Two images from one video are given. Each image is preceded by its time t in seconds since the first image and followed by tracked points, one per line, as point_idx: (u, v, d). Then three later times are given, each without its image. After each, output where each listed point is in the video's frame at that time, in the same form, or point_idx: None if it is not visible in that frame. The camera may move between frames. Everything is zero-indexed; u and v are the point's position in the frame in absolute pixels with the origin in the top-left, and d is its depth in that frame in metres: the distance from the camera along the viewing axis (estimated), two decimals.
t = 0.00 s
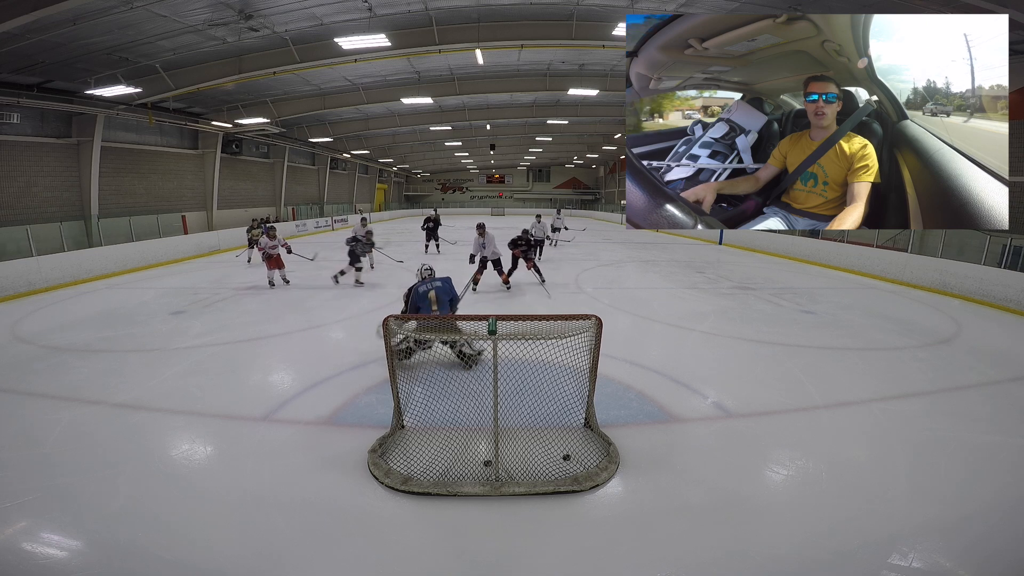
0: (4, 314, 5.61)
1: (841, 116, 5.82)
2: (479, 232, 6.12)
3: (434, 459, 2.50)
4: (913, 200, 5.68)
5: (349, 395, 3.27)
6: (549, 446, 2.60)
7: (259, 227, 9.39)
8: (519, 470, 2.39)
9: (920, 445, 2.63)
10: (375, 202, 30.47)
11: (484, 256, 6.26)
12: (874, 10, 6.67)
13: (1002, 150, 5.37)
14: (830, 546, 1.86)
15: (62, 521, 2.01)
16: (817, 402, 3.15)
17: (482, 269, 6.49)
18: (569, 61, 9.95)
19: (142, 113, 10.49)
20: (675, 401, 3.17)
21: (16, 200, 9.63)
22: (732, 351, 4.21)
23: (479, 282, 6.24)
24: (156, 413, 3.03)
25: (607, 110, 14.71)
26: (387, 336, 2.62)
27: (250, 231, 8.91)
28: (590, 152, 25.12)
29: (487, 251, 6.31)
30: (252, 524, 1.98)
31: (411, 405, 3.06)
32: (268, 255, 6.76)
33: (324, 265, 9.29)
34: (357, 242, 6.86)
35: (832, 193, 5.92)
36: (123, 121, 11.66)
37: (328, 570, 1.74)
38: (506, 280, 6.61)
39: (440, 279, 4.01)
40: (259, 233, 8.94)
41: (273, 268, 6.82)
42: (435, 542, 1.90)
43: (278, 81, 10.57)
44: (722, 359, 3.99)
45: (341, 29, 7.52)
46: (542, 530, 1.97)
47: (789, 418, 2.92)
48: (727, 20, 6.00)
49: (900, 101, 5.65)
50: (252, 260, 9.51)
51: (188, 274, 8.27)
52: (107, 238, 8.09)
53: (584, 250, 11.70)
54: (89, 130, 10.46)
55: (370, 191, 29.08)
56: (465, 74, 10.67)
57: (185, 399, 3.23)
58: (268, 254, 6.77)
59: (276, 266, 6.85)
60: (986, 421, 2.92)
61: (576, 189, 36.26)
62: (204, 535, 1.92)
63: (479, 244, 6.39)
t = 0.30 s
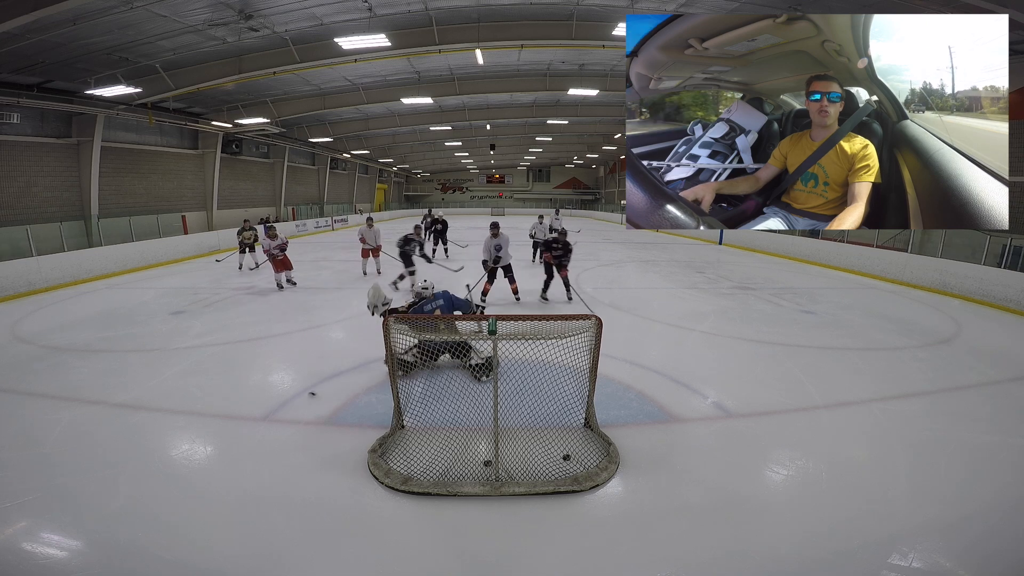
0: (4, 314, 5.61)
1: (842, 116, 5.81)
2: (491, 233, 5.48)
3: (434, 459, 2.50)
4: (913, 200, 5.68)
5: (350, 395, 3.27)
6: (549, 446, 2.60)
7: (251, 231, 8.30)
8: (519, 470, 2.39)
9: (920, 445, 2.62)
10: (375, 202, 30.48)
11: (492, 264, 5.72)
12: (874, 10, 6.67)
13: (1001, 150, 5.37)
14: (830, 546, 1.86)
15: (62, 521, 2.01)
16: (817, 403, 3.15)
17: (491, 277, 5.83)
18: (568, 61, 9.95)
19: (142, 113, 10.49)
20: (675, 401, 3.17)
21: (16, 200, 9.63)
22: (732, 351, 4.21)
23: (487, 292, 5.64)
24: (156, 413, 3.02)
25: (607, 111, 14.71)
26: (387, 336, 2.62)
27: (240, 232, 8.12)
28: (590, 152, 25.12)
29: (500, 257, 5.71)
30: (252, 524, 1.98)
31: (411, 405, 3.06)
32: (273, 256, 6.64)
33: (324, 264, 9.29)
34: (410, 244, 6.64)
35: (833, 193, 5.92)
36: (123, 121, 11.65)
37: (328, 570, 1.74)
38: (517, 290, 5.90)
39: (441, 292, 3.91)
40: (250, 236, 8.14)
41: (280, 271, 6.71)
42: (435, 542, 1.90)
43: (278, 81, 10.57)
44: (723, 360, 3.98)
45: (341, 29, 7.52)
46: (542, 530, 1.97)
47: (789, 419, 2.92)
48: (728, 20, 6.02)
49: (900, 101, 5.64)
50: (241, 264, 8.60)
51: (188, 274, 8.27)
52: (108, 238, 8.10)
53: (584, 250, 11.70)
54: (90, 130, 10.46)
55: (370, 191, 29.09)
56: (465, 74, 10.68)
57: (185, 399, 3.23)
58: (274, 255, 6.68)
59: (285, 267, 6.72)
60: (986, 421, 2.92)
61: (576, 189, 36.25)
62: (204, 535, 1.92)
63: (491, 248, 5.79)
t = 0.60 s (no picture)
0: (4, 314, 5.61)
1: (842, 116, 5.81)
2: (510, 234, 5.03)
3: (434, 459, 2.50)
4: (913, 200, 5.69)
5: (350, 395, 3.27)
6: (549, 446, 2.60)
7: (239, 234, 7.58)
8: (518, 470, 2.39)
9: (920, 445, 2.62)
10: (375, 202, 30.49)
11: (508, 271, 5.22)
12: (874, 10, 6.66)
13: (1002, 150, 5.36)
14: (830, 546, 1.86)
15: (62, 521, 2.01)
16: (817, 403, 3.15)
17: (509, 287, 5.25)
18: (569, 61, 9.95)
19: (142, 113, 10.49)
20: (675, 402, 3.17)
21: (16, 200, 9.63)
22: (733, 351, 4.21)
23: (503, 305, 5.14)
24: (156, 413, 3.02)
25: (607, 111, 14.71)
26: (387, 336, 2.62)
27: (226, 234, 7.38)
28: (590, 151, 25.12)
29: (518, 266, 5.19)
30: (252, 524, 1.98)
31: (411, 405, 3.06)
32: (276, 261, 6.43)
33: (324, 264, 9.29)
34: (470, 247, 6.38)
35: (833, 193, 5.93)
36: (123, 121, 11.65)
37: (328, 570, 1.74)
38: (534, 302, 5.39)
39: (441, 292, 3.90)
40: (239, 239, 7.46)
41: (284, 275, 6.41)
42: (435, 542, 1.90)
43: (278, 81, 10.57)
44: (723, 359, 3.98)
45: (340, 29, 7.52)
46: (542, 530, 1.97)
47: (789, 419, 2.92)
48: (727, 20, 6.01)
49: (900, 101, 5.64)
50: (228, 273, 7.60)
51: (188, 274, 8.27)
52: (108, 238, 8.09)
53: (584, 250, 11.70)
54: (90, 130, 10.46)
55: (370, 191, 29.09)
56: (465, 74, 10.68)
57: (184, 399, 3.23)
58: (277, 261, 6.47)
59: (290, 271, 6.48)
60: (986, 421, 2.92)
61: (576, 189, 36.24)
62: (204, 535, 1.92)
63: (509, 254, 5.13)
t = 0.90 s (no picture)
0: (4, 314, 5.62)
1: (842, 115, 5.81)
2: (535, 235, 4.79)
3: (434, 459, 2.50)
4: (913, 200, 5.69)
5: (350, 395, 3.27)
6: (549, 446, 2.60)
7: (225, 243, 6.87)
8: (519, 470, 2.39)
9: (921, 445, 2.62)
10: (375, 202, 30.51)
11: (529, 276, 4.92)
12: (874, 10, 6.66)
13: (1001, 150, 5.37)
14: (830, 546, 1.86)
15: (62, 521, 2.01)
16: (818, 402, 3.15)
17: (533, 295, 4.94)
18: (569, 61, 9.95)
19: (142, 113, 10.49)
20: (675, 401, 3.17)
21: (16, 200, 9.64)
22: (732, 350, 4.21)
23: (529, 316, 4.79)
24: (156, 413, 3.02)
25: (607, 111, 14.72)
26: (388, 336, 2.62)
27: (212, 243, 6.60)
28: (590, 152, 25.13)
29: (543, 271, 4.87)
30: (252, 524, 1.98)
31: (411, 405, 3.06)
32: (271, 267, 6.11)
33: (325, 264, 9.29)
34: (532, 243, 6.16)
35: (833, 193, 5.93)
36: (123, 121, 11.65)
37: (329, 569, 1.74)
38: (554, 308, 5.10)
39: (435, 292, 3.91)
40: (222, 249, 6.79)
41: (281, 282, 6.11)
42: (435, 542, 1.90)
43: (278, 81, 10.57)
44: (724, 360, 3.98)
45: (340, 29, 7.52)
46: (542, 529, 1.97)
47: (789, 419, 2.92)
48: (728, 19, 5.98)
49: (900, 101, 5.63)
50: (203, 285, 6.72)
51: (188, 274, 8.27)
52: (108, 238, 8.10)
53: (584, 250, 11.69)
54: (90, 130, 10.46)
55: (370, 191, 29.10)
56: (465, 74, 10.68)
57: (185, 399, 3.23)
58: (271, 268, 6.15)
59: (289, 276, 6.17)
60: (987, 421, 2.92)
61: (576, 189, 36.23)
62: (204, 535, 1.92)
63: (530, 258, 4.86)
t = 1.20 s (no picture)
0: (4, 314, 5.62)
1: (842, 115, 5.81)
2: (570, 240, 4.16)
3: (434, 459, 2.50)
4: (913, 200, 5.69)
5: (350, 395, 3.27)
6: (549, 446, 2.60)
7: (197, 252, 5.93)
8: (518, 470, 2.39)
9: (921, 445, 2.62)
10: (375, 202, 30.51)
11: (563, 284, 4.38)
12: (874, 10, 6.66)
13: (1001, 150, 5.36)
14: (830, 546, 1.86)
15: (62, 521, 2.01)
16: (818, 403, 3.15)
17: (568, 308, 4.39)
18: (569, 61, 9.95)
19: (142, 113, 10.49)
20: (675, 401, 3.17)
21: (16, 200, 9.64)
22: (732, 350, 4.21)
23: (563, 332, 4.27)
24: (156, 413, 3.02)
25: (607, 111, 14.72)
26: (388, 336, 2.62)
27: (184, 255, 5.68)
28: (590, 152, 25.13)
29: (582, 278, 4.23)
30: (252, 524, 1.98)
31: (412, 405, 3.06)
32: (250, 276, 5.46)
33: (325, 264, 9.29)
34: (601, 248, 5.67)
35: (833, 193, 5.93)
36: (123, 121, 11.65)
37: (329, 569, 1.75)
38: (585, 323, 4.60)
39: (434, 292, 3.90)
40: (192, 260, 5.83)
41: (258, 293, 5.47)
42: (435, 542, 1.90)
43: (278, 81, 10.57)
44: (724, 359, 3.99)
45: (340, 29, 7.52)
46: (542, 530, 1.97)
47: (789, 419, 2.92)
48: (728, 19, 5.96)
49: (900, 101, 5.63)
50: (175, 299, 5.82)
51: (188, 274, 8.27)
52: (108, 238, 8.10)
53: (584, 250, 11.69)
54: (90, 131, 10.47)
55: (370, 191, 29.11)
56: (465, 74, 10.68)
57: (185, 399, 3.23)
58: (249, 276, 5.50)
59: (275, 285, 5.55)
60: (988, 421, 2.92)
61: (576, 189, 36.20)
62: (204, 535, 1.92)
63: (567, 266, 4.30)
